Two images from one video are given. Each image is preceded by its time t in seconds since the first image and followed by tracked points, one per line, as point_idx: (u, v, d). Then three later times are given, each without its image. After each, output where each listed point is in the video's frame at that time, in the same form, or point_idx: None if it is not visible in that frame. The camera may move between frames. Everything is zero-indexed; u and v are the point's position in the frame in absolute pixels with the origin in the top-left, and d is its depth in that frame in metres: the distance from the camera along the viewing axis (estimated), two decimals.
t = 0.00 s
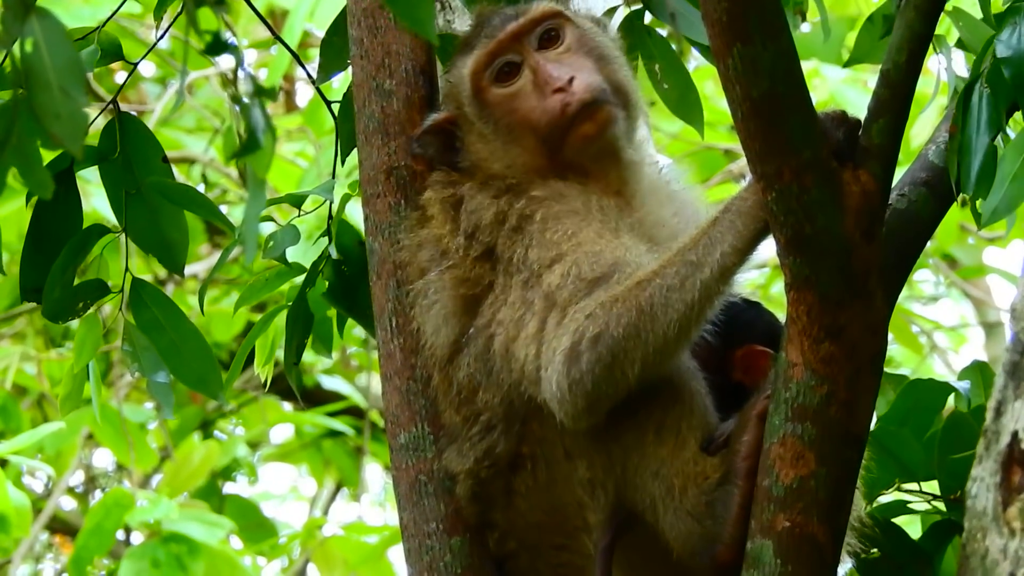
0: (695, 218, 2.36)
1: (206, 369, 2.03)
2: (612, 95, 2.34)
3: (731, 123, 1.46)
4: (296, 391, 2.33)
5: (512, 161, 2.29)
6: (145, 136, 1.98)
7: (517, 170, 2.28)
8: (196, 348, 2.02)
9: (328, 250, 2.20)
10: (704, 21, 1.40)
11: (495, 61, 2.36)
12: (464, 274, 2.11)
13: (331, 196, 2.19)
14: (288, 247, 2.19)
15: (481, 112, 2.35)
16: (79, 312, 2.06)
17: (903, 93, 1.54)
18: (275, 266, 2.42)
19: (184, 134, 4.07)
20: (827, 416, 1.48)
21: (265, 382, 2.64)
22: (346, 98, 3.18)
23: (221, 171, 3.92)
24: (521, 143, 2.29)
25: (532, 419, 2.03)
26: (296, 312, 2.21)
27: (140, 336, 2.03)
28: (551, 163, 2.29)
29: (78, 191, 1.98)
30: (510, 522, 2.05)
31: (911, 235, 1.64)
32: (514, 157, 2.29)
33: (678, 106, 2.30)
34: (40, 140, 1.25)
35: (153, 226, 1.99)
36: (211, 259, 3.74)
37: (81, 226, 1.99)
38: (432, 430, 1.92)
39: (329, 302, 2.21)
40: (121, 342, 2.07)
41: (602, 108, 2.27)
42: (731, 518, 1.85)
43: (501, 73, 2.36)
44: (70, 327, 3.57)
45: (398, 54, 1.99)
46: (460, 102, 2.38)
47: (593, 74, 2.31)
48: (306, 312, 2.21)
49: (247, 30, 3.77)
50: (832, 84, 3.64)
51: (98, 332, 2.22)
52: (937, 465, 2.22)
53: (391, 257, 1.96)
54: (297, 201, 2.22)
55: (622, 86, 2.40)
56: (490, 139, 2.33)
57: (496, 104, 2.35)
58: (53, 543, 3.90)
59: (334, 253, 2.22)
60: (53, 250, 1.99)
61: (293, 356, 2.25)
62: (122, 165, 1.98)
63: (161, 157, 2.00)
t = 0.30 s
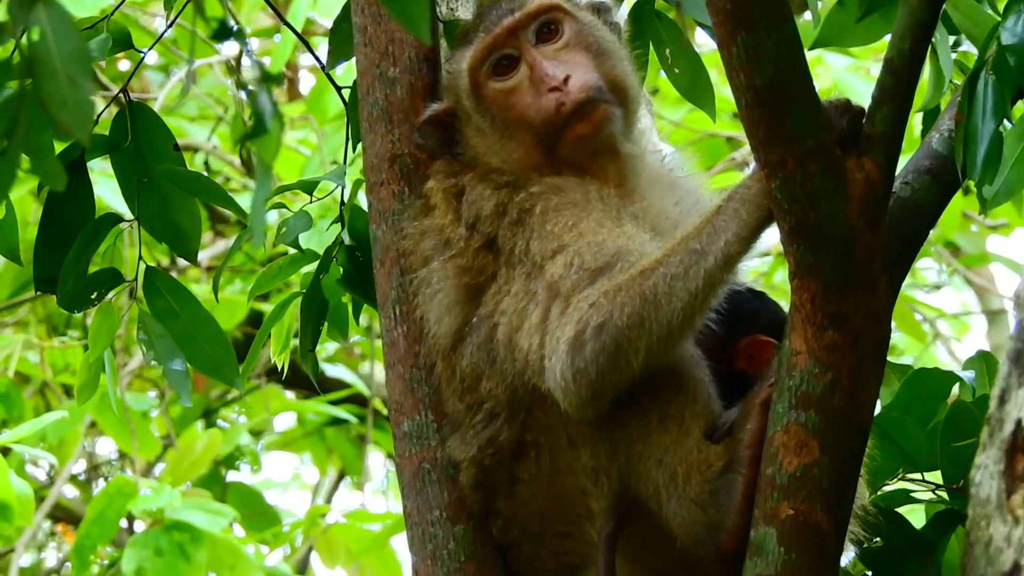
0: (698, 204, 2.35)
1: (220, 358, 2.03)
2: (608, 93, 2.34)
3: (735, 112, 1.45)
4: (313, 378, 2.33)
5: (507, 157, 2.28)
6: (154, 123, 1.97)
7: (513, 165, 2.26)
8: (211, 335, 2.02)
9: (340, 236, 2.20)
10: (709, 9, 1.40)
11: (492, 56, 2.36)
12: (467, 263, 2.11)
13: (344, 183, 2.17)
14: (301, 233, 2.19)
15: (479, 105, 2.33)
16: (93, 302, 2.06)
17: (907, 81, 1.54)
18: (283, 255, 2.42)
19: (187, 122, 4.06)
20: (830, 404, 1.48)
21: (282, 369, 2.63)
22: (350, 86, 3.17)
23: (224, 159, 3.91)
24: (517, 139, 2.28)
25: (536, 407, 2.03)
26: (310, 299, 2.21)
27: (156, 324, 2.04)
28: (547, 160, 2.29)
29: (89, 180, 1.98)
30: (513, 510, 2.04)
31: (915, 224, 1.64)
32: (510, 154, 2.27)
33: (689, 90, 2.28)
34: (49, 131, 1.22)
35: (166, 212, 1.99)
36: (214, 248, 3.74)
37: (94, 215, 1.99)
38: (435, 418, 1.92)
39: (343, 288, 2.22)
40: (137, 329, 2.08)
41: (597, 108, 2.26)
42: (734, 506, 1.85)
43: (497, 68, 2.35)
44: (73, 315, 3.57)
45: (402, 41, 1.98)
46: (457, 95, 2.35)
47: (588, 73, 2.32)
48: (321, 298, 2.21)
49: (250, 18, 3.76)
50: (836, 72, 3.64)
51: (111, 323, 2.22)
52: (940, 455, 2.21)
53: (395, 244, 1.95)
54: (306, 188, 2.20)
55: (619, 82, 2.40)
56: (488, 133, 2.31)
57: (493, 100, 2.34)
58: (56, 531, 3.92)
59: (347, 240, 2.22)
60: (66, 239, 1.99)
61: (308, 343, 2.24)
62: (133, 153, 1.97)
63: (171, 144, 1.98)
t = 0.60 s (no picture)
0: (704, 191, 2.34)
1: (219, 346, 2.04)
2: (608, 82, 2.34)
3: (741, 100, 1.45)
4: (309, 366, 2.33)
5: (510, 147, 2.27)
6: (155, 113, 1.98)
7: (516, 155, 2.26)
8: (207, 323, 2.03)
9: (340, 225, 2.19)
10: None
11: (491, 47, 2.35)
12: (472, 252, 2.11)
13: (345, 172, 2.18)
14: (302, 221, 2.19)
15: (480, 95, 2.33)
16: (90, 287, 2.06)
17: (912, 69, 1.53)
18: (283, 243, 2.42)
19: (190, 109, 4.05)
20: (836, 392, 1.48)
21: (275, 358, 2.64)
22: (355, 73, 3.17)
23: (227, 147, 3.91)
24: (520, 128, 2.27)
25: (542, 394, 2.03)
26: (308, 289, 2.22)
27: (153, 311, 2.04)
28: (549, 151, 2.28)
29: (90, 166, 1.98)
30: (518, 497, 2.05)
31: (920, 211, 1.64)
32: (512, 144, 2.27)
33: (692, 80, 2.27)
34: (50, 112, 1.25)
35: (166, 200, 1.99)
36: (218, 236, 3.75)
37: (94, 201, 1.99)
38: (441, 406, 1.92)
39: (341, 278, 2.20)
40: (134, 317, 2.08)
41: (597, 96, 2.25)
42: (739, 494, 1.85)
43: (497, 59, 2.34)
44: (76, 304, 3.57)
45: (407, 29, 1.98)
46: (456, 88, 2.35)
47: (587, 62, 2.32)
48: (318, 287, 2.22)
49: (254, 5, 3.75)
50: (840, 60, 3.63)
51: (110, 308, 2.22)
52: (947, 450, 2.19)
53: (400, 232, 1.95)
54: (308, 176, 2.20)
55: (621, 70, 2.39)
56: (490, 123, 2.30)
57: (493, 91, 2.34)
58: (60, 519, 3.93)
59: (345, 230, 2.21)
60: (66, 226, 1.99)
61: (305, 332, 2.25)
62: (134, 141, 1.98)
63: (172, 133, 1.99)
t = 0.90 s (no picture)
0: (711, 188, 2.37)
1: (235, 343, 2.04)
2: (607, 93, 2.32)
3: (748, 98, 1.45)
4: (327, 364, 2.34)
5: (511, 157, 2.23)
6: (170, 108, 1.99)
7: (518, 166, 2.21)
8: (225, 319, 2.03)
9: (354, 222, 2.21)
10: None
11: (489, 68, 2.31)
12: (479, 251, 2.11)
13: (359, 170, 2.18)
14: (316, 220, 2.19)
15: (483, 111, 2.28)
16: (107, 287, 2.05)
17: (920, 67, 1.53)
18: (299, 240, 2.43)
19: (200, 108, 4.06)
20: (843, 390, 1.48)
21: (295, 354, 2.64)
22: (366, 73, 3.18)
23: (237, 146, 3.92)
24: (520, 142, 2.24)
25: (548, 392, 2.04)
26: (323, 285, 2.22)
27: (169, 308, 2.05)
28: (550, 162, 2.25)
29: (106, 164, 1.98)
30: (525, 494, 2.05)
31: (928, 210, 1.64)
32: (514, 155, 2.23)
33: (703, 77, 2.30)
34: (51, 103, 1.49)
35: (181, 196, 1.99)
36: (228, 235, 3.76)
37: (108, 200, 1.99)
38: (448, 404, 1.91)
39: (359, 274, 2.22)
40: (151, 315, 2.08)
41: (593, 111, 2.24)
42: (746, 493, 1.86)
43: (497, 78, 2.30)
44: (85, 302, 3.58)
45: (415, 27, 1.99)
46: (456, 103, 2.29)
47: (584, 77, 2.30)
48: (333, 287, 2.23)
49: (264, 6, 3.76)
50: (851, 61, 3.63)
51: (126, 309, 2.23)
52: (957, 442, 2.22)
53: (407, 230, 1.95)
54: (321, 174, 2.20)
55: (620, 76, 2.37)
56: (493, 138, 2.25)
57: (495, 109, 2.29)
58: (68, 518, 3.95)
59: (361, 226, 2.23)
60: (82, 223, 1.99)
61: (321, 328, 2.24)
62: (149, 138, 1.98)
63: (187, 130, 2.01)
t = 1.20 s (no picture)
0: (717, 198, 2.37)
1: (240, 352, 2.05)
2: (609, 120, 2.29)
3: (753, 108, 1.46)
4: (330, 371, 2.34)
5: (513, 178, 2.22)
6: (175, 115, 2.00)
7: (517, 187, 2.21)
8: (230, 327, 2.04)
9: (361, 230, 2.22)
10: (727, 5, 1.40)
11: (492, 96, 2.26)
12: (484, 262, 2.12)
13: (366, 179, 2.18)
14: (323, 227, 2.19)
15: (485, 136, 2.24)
16: (112, 294, 2.06)
17: (925, 77, 1.54)
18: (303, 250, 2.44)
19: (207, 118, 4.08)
20: (847, 400, 1.48)
21: (301, 364, 2.64)
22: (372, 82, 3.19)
23: (243, 155, 3.94)
24: (523, 164, 2.22)
25: (552, 402, 2.04)
26: (330, 293, 2.20)
27: (174, 316, 2.05)
28: (552, 185, 2.24)
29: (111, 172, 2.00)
30: (529, 503, 2.05)
31: (932, 220, 1.64)
32: (515, 177, 2.22)
33: (710, 87, 2.34)
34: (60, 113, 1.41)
35: (187, 203, 1.99)
36: (234, 245, 3.77)
37: (114, 207, 2.00)
38: (453, 412, 1.92)
39: (364, 282, 2.23)
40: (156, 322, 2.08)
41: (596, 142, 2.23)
42: (750, 503, 1.86)
43: (501, 106, 2.26)
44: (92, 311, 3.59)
45: (421, 34, 1.99)
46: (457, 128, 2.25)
47: (586, 106, 2.26)
48: (339, 293, 2.21)
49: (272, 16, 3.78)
50: (856, 72, 3.63)
51: (130, 316, 2.23)
52: (955, 460, 2.21)
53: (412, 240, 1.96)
54: (329, 182, 2.21)
55: (623, 98, 2.33)
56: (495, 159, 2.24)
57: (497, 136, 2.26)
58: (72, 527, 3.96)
59: (367, 234, 2.23)
60: (87, 230, 2.00)
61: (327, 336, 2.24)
62: (155, 146, 1.99)
63: (193, 137, 2.02)
